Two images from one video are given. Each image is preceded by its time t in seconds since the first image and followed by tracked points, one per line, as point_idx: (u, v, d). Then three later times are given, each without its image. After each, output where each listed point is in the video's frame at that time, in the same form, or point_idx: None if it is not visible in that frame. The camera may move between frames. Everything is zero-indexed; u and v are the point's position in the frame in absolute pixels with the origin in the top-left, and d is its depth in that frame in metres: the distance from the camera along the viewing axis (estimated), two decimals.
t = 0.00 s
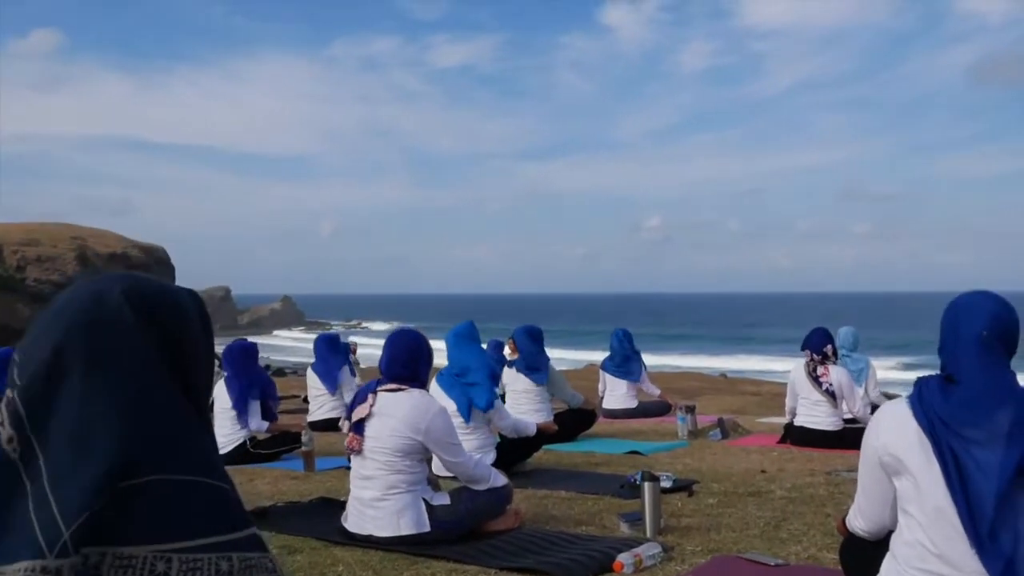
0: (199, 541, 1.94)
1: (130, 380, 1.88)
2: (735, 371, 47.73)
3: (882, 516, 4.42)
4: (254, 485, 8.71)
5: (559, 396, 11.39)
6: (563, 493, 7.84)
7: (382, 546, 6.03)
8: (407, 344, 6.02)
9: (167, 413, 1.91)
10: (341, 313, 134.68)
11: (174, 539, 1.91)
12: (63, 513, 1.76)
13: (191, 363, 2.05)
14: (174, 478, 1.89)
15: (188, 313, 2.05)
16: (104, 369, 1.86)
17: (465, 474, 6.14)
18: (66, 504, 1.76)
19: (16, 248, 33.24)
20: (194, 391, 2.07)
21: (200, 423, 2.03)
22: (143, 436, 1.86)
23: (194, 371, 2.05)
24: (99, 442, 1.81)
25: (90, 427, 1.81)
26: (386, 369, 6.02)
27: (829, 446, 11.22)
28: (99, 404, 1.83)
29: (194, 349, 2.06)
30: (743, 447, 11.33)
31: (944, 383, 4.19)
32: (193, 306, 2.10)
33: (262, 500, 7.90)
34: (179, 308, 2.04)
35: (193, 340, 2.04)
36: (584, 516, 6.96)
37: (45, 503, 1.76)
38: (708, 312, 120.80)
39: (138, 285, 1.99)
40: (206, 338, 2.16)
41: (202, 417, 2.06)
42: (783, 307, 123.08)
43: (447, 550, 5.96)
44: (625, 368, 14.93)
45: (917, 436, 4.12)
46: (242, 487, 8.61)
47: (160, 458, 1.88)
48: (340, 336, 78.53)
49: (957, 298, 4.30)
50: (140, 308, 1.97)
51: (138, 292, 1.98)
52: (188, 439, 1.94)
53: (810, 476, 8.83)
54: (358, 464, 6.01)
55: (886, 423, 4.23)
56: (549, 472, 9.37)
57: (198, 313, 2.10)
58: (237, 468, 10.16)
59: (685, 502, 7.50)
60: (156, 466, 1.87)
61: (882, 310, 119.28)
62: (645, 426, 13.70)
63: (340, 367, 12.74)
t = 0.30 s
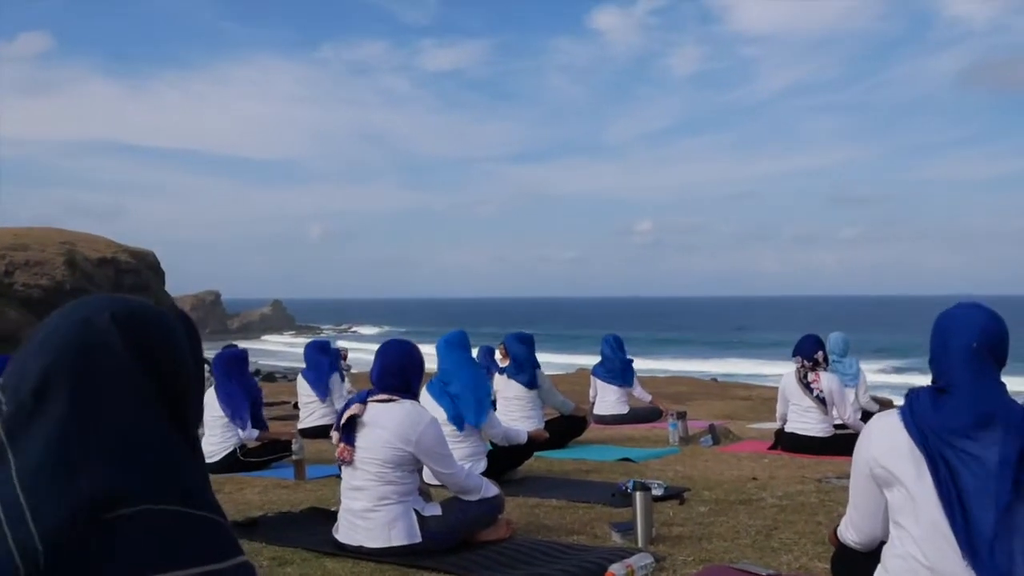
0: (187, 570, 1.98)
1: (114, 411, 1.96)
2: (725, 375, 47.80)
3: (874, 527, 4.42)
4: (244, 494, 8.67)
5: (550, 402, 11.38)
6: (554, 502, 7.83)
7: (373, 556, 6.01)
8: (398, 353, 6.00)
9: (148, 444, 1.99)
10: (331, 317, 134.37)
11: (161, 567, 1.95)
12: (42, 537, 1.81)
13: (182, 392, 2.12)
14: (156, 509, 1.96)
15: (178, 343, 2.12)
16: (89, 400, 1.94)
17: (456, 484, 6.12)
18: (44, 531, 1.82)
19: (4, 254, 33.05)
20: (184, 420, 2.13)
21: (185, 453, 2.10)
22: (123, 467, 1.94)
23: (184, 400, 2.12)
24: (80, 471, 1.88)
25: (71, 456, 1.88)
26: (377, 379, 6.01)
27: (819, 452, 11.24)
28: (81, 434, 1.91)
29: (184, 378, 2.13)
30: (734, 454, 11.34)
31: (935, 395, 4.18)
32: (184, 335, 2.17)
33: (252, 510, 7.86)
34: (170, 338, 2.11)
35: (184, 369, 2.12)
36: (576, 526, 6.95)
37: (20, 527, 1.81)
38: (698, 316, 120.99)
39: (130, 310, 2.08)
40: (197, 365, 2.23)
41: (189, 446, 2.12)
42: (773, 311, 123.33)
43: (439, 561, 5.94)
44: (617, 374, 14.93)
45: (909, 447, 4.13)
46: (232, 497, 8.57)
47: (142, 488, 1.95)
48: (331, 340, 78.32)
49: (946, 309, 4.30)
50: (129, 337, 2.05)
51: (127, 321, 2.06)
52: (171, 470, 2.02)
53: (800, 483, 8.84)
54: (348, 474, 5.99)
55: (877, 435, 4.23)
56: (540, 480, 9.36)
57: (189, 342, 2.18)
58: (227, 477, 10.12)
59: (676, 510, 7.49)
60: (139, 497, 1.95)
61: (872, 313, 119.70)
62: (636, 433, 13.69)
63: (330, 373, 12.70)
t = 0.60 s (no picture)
0: None
1: (99, 428, 2.17)
2: (715, 375, 47.84)
3: (864, 536, 4.41)
4: (233, 500, 8.63)
5: (540, 406, 11.36)
6: (545, 507, 7.82)
7: (363, 564, 5.99)
8: (388, 360, 5.98)
9: (130, 460, 2.21)
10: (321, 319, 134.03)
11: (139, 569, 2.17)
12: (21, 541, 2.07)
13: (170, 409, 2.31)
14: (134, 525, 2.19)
15: (170, 363, 2.31)
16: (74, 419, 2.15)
17: (446, 491, 6.11)
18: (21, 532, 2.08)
19: None
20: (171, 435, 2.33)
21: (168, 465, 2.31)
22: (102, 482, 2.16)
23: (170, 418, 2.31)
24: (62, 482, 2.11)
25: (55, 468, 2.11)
26: (367, 386, 5.99)
27: (809, 456, 11.26)
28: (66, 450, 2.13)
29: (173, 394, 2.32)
30: (725, 457, 11.34)
31: (925, 402, 4.17)
32: (176, 355, 2.35)
33: (242, 517, 7.83)
34: (161, 359, 2.29)
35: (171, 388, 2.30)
36: (567, 531, 6.95)
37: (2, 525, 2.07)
38: (689, 317, 121.13)
39: (121, 327, 2.27)
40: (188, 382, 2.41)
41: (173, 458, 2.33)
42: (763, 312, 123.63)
43: (429, 569, 5.91)
44: (608, 377, 14.91)
45: (899, 455, 4.12)
46: (222, 503, 8.53)
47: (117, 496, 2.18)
48: (321, 342, 78.10)
49: (939, 316, 4.28)
50: (119, 358, 2.25)
51: (118, 343, 2.25)
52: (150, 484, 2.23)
53: (791, 487, 8.85)
54: (338, 481, 5.97)
55: (867, 442, 4.23)
56: (531, 484, 9.35)
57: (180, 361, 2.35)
58: (216, 482, 10.07)
59: (667, 515, 7.49)
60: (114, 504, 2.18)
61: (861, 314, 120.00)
62: (628, 435, 13.69)
63: (320, 377, 12.66)
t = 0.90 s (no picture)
0: None
1: (73, 446, 2.17)
2: (703, 376, 47.94)
3: (853, 545, 4.39)
4: (220, 506, 8.57)
5: (529, 410, 11.35)
6: (534, 513, 7.80)
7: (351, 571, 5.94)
8: (376, 366, 5.95)
9: (106, 479, 2.17)
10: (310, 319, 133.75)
11: None
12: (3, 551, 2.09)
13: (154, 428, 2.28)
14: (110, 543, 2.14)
15: (153, 381, 2.29)
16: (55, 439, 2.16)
17: (433, 498, 6.09)
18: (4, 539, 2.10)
19: None
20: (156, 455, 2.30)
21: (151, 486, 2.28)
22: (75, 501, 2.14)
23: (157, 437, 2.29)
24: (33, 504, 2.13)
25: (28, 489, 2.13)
26: (354, 392, 5.95)
27: (798, 459, 11.29)
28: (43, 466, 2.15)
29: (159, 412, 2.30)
30: (713, 461, 11.34)
31: (914, 411, 4.16)
32: (160, 373, 2.33)
33: (229, 523, 7.77)
34: (144, 376, 2.27)
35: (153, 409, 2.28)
36: (556, 537, 6.93)
37: None
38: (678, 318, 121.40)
39: (106, 344, 2.26)
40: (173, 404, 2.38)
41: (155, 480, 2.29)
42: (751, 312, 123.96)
43: None
44: (597, 380, 14.90)
45: (887, 464, 4.11)
46: (209, 508, 8.48)
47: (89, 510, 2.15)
48: (310, 342, 77.98)
49: (927, 326, 4.26)
50: (99, 375, 2.23)
51: (100, 360, 2.24)
52: (136, 502, 2.19)
53: (779, 492, 8.86)
54: (326, 489, 5.94)
55: (855, 451, 4.21)
56: (519, 489, 9.33)
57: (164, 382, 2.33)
58: (204, 487, 10.01)
59: (656, 521, 7.48)
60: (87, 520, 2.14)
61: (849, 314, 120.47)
62: (617, 439, 13.69)
63: (308, 381, 12.61)
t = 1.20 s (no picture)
0: None
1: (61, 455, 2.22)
2: (692, 381, 48.03)
3: (842, 555, 4.38)
4: (208, 514, 8.53)
5: (518, 416, 11.34)
6: (523, 520, 7.79)
7: None
8: (365, 375, 5.94)
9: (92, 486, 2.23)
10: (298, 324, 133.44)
11: None
12: None
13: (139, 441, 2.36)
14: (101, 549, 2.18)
15: (134, 396, 2.37)
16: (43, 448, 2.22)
17: (421, 507, 6.09)
18: None
19: None
20: (139, 469, 2.38)
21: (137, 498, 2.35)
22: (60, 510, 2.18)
23: (140, 452, 2.36)
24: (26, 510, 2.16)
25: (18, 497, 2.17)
26: (343, 402, 5.93)
27: (787, 465, 11.30)
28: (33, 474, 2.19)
29: (140, 427, 2.38)
30: (702, 467, 11.35)
31: (901, 421, 4.17)
32: (143, 389, 2.42)
33: (216, 531, 7.74)
34: (126, 390, 2.36)
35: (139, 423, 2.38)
36: (545, 546, 6.92)
37: None
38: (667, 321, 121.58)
39: (85, 360, 2.34)
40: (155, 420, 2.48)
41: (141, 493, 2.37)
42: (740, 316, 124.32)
43: None
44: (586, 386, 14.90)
45: (876, 475, 4.11)
46: (196, 516, 8.43)
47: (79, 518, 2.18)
48: (298, 347, 77.87)
49: (913, 336, 4.28)
50: (80, 389, 2.30)
51: (80, 374, 2.32)
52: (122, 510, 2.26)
53: (768, 498, 8.87)
54: (315, 498, 5.91)
55: (843, 461, 4.22)
56: (508, 496, 9.32)
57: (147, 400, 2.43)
58: (191, 495, 9.96)
59: (645, 529, 7.48)
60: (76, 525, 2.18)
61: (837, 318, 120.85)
62: (606, 444, 13.69)
63: (296, 387, 12.57)
